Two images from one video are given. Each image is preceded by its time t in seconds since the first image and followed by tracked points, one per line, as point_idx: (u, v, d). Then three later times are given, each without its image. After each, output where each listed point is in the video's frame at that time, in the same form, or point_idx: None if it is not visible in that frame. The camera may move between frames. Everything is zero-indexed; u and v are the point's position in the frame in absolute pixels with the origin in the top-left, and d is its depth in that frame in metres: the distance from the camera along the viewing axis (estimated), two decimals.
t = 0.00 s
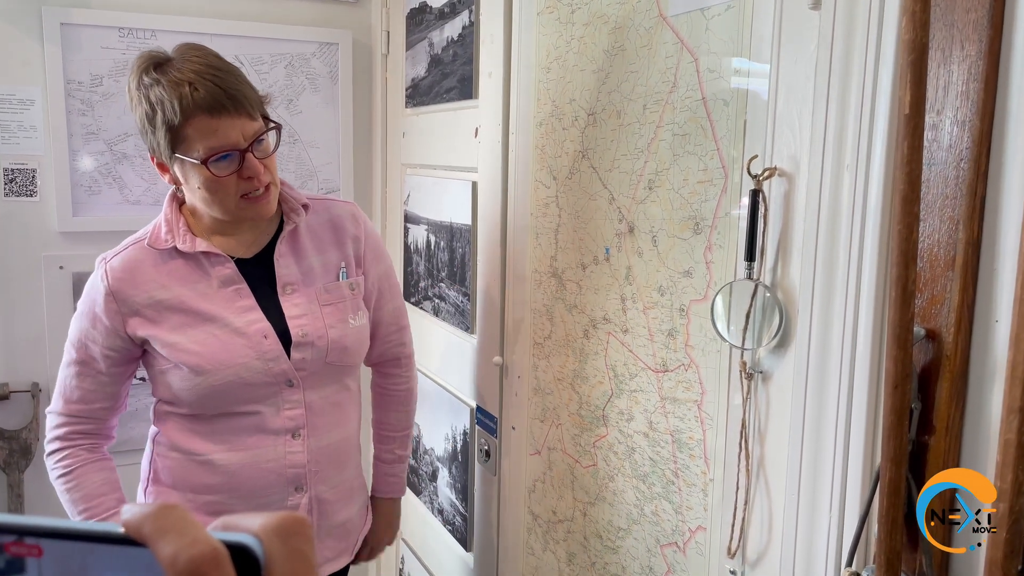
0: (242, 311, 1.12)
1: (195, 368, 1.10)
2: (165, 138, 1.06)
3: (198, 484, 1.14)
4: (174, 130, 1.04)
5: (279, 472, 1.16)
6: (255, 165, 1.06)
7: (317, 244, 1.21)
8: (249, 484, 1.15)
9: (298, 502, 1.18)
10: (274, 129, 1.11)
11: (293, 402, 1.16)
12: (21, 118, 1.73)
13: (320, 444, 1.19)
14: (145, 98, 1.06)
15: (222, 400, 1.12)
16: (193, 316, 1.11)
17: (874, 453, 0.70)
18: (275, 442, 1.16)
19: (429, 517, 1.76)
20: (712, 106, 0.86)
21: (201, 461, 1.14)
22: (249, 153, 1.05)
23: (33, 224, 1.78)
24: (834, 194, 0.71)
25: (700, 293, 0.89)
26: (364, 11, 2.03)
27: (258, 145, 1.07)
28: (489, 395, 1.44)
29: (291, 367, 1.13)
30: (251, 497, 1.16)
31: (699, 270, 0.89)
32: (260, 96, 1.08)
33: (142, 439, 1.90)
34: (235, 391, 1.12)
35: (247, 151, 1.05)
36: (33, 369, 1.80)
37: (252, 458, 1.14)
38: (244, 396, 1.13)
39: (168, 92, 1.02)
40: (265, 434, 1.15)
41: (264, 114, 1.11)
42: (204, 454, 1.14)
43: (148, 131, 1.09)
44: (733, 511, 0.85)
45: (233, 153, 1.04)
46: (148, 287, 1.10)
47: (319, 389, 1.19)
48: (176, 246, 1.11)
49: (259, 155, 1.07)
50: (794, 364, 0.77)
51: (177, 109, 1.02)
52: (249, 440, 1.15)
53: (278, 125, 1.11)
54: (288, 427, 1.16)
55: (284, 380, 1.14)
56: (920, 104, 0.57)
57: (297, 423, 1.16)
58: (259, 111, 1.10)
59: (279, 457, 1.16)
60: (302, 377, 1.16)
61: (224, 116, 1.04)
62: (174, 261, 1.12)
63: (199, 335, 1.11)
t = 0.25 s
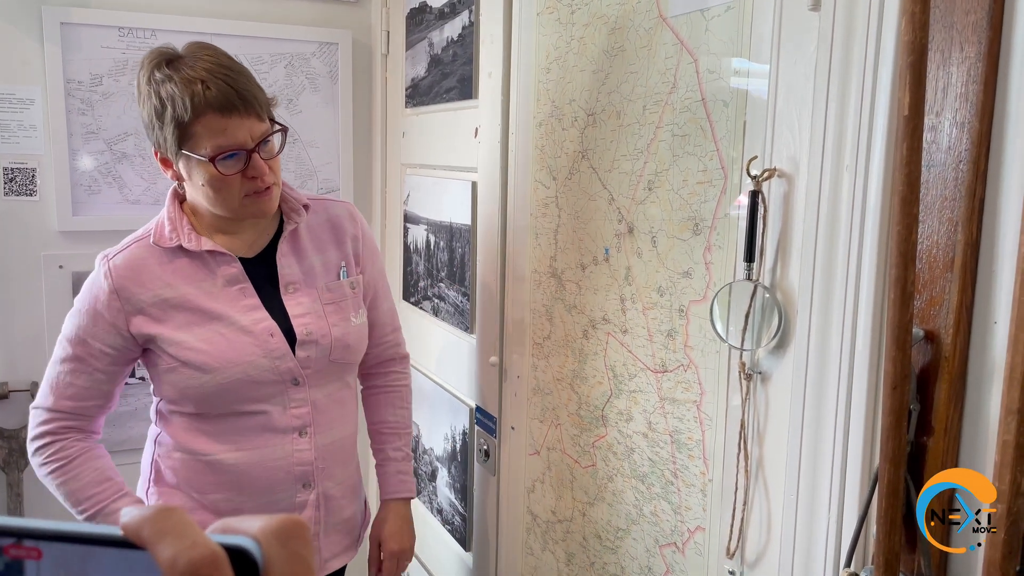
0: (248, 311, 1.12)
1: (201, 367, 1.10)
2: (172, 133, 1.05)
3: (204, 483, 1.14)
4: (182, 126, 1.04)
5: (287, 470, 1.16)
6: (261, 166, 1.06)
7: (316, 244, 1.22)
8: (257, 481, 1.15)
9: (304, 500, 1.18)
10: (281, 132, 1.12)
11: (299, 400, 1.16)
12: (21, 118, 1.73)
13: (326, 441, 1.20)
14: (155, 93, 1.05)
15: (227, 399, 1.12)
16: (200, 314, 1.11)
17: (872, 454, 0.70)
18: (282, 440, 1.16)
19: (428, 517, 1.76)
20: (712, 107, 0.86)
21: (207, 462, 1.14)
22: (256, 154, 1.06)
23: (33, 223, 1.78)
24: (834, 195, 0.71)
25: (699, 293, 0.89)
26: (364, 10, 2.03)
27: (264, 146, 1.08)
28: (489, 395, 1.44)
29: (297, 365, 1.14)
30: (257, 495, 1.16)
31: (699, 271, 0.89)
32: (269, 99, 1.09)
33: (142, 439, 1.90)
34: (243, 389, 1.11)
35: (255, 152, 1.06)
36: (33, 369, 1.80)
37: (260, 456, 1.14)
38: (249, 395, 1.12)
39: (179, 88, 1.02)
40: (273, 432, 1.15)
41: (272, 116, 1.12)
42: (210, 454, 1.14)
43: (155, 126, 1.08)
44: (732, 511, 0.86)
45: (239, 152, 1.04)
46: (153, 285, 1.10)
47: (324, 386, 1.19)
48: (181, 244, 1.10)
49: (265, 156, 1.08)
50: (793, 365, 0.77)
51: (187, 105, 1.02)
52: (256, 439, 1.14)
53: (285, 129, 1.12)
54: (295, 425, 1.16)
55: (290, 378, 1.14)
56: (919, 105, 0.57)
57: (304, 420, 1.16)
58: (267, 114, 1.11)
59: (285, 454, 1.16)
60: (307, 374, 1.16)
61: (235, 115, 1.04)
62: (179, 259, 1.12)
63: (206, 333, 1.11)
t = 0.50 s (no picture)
0: (248, 309, 1.12)
1: (203, 365, 1.10)
2: (171, 137, 1.05)
3: (204, 482, 1.15)
4: (180, 129, 1.04)
5: (288, 468, 1.16)
6: (259, 169, 1.06)
7: (315, 243, 1.22)
8: (259, 480, 1.15)
9: (305, 498, 1.18)
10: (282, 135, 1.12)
11: (299, 398, 1.16)
12: (20, 116, 1.73)
13: (326, 440, 1.20)
14: (154, 96, 1.05)
15: (227, 397, 1.12)
16: (197, 313, 1.11)
17: (872, 454, 0.70)
18: (284, 438, 1.16)
19: (428, 516, 1.77)
20: (712, 107, 0.86)
21: (208, 460, 1.14)
22: (253, 157, 1.05)
23: (32, 222, 1.78)
24: (834, 193, 0.71)
25: (699, 293, 0.89)
26: (364, 9, 2.03)
27: (263, 149, 1.07)
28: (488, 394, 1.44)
29: (296, 363, 1.14)
30: (259, 493, 1.16)
31: (699, 270, 0.89)
32: (267, 100, 1.08)
33: (141, 438, 1.90)
34: (243, 387, 1.12)
35: (252, 155, 1.05)
36: (32, 367, 1.80)
37: (262, 455, 1.15)
38: (248, 394, 1.12)
39: (176, 92, 1.02)
40: (275, 430, 1.15)
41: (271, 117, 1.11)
42: (209, 453, 1.14)
43: (155, 129, 1.08)
44: (731, 511, 0.86)
45: (237, 156, 1.04)
46: (151, 285, 1.10)
47: (325, 386, 1.20)
48: (179, 244, 1.10)
49: (264, 159, 1.07)
50: (792, 365, 0.77)
51: (184, 109, 1.02)
52: (257, 438, 1.14)
53: (285, 130, 1.11)
54: (295, 423, 1.16)
55: (289, 376, 1.14)
56: (919, 105, 0.57)
57: (304, 419, 1.17)
58: (266, 115, 1.09)
59: (287, 453, 1.16)
60: (306, 373, 1.16)
61: (231, 118, 1.04)
62: (177, 260, 1.12)
63: (205, 331, 1.11)
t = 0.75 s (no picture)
0: (241, 311, 1.12)
1: (194, 368, 1.10)
2: (179, 138, 1.04)
3: (201, 483, 1.15)
4: (190, 131, 1.03)
5: (284, 469, 1.16)
6: (267, 174, 1.06)
7: (309, 242, 1.21)
8: (254, 481, 1.15)
9: (303, 498, 1.18)
10: (286, 140, 1.12)
11: (293, 400, 1.15)
12: (21, 115, 1.73)
13: (323, 440, 1.19)
14: (163, 95, 1.04)
15: (221, 399, 1.12)
16: (191, 316, 1.11)
17: (872, 454, 0.70)
18: (280, 439, 1.15)
19: (428, 515, 1.77)
20: (712, 105, 0.86)
21: (204, 461, 1.14)
22: (263, 163, 1.06)
23: (32, 220, 1.77)
24: (835, 191, 0.71)
25: (699, 292, 0.89)
26: (364, 8, 2.03)
27: (271, 154, 1.08)
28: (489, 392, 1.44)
29: (290, 365, 1.13)
30: (255, 494, 1.16)
31: (699, 269, 0.89)
32: (276, 105, 1.09)
33: (141, 437, 1.90)
34: (236, 389, 1.12)
35: (263, 161, 1.06)
36: (33, 366, 1.80)
37: (257, 456, 1.14)
38: (242, 396, 1.13)
39: (189, 94, 1.01)
40: (269, 432, 1.15)
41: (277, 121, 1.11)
42: (206, 453, 1.14)
43: (160, 128, 1.07)
44: (732, 510, 0.85)
45: (247, 161, 1.05)
46: (144, 287, 1.10)
47: (321, 385, 1.19)
48: (173, 246, 1.11)
49: (271, 164, 1.08)
50: (793, 365, 0.77)
51: (198, 112, 1.01)
52: (252, 439, 1.14)
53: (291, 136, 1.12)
54: (291, 424, 1.15)
55: (283, 378, 1.13)
56: (921, 103, 0.57)
57: (299, 420, 1.16)
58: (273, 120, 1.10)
59: (284, 452, 1.15)
60: (300, 374, 1.15)
61: (244, 124, 1.04)
62: (171, 261, 1.12)
63: (197, 333, 1.11)
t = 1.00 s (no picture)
0: (235, 318, 1.12)
1: (186, 375, 1.10)
2: (167, 153, 1.04)
3: (197, 487, 1.16)
4: (178, 146, 1.03)
5: (278, 477, 1.16)
6: (258, 185, 1.06)
7: (308, 243, 1.21)
8: (247, 488, 1.15)
9: (296, 506, 1.17)
10: (280, 145, 1.11)
11: (287, 407, 1.15)
12: (20, 114, 1.73)
13: (319, 446, 1.19)
14: (149, 111, 1.03)
15: (215, 407, 1.12)
16: (183, 322, 1.11)
17: (872, 453, 0.70)
18: (272, 447, 1.15)
19: (428, 514, 1.77)
20: (712, 103, 0.86)
21: (198, 467, 1.15)
22: (253, 175, 1.05)
23: (32, 219, 1.77)
24: (835, 189, 0.71)
25: (699, 290, 0.89)
26: (364, 6, 2.03)
27: (263, 163, 1.07)
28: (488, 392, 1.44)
29: (284, 372, 1.13)
30: (250, 499, 1.16)
31: (699, 267, 0.89)
32: (264, 112, 1.06)
33: (141, 436, 1.90)
34: (229, 396, 1.12)
35: (252, 172, 1.05)
36: (32, 365, 1.80)
37: (250, 463, 1.14)
38: (235, 403, 1.13)
39: (173, 110, 1.00)
40: (263, 439, 1.15)
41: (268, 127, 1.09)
42: (201, 459, 1.15)
43: (149, 142, 1.07)
44: (732, 509, 0.85)
45: (237, 174, 1.04)
46: (139, 292, 1.10)
47: (317, 392, 1.18)
48: (168, 250, 1.10)
49: (263, 174, 1.07)
50: (793, 364, 0.76)
51: (183, 128, 1.01)
52: (246, 446, 1.14)
53: (283, 141, 1.10)
54: (284, 432, 1.15)
55: (277, 386, 1.13)
56: (921, 101, 0.57)
57: (293, 428, 1.15)
58: (265, 126, 1.08)
59: (276, 461, 1.15)
60: (294, 382, 1.15)
61: (231, 136, 1.03)
62: (166, 266, 1.12)
63: (190, 340, 1.11)
